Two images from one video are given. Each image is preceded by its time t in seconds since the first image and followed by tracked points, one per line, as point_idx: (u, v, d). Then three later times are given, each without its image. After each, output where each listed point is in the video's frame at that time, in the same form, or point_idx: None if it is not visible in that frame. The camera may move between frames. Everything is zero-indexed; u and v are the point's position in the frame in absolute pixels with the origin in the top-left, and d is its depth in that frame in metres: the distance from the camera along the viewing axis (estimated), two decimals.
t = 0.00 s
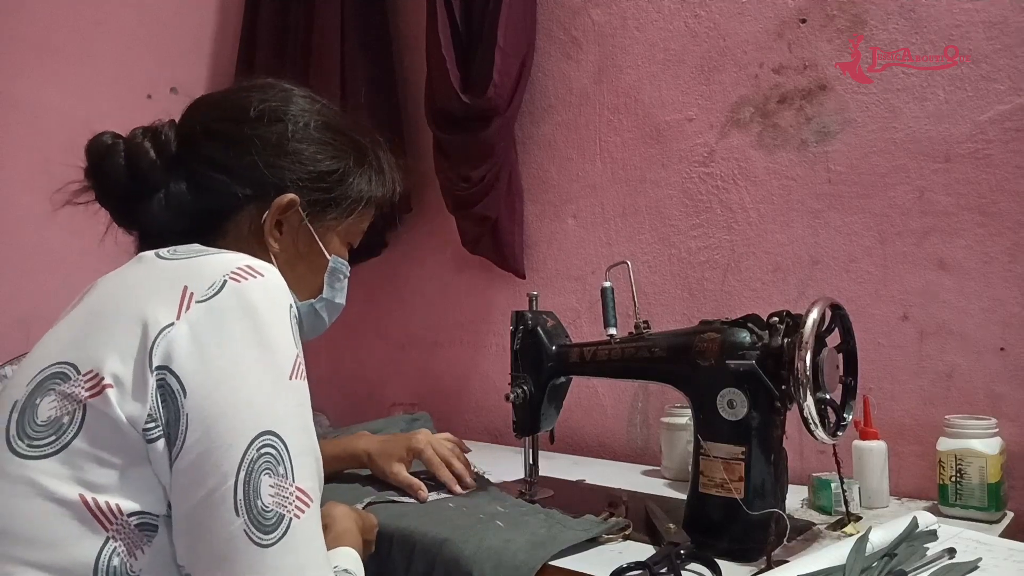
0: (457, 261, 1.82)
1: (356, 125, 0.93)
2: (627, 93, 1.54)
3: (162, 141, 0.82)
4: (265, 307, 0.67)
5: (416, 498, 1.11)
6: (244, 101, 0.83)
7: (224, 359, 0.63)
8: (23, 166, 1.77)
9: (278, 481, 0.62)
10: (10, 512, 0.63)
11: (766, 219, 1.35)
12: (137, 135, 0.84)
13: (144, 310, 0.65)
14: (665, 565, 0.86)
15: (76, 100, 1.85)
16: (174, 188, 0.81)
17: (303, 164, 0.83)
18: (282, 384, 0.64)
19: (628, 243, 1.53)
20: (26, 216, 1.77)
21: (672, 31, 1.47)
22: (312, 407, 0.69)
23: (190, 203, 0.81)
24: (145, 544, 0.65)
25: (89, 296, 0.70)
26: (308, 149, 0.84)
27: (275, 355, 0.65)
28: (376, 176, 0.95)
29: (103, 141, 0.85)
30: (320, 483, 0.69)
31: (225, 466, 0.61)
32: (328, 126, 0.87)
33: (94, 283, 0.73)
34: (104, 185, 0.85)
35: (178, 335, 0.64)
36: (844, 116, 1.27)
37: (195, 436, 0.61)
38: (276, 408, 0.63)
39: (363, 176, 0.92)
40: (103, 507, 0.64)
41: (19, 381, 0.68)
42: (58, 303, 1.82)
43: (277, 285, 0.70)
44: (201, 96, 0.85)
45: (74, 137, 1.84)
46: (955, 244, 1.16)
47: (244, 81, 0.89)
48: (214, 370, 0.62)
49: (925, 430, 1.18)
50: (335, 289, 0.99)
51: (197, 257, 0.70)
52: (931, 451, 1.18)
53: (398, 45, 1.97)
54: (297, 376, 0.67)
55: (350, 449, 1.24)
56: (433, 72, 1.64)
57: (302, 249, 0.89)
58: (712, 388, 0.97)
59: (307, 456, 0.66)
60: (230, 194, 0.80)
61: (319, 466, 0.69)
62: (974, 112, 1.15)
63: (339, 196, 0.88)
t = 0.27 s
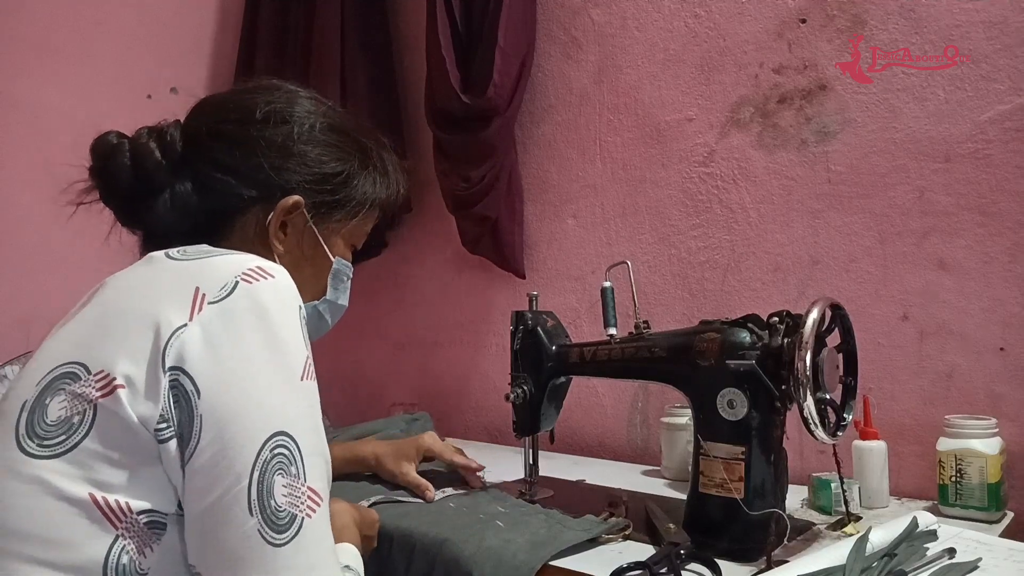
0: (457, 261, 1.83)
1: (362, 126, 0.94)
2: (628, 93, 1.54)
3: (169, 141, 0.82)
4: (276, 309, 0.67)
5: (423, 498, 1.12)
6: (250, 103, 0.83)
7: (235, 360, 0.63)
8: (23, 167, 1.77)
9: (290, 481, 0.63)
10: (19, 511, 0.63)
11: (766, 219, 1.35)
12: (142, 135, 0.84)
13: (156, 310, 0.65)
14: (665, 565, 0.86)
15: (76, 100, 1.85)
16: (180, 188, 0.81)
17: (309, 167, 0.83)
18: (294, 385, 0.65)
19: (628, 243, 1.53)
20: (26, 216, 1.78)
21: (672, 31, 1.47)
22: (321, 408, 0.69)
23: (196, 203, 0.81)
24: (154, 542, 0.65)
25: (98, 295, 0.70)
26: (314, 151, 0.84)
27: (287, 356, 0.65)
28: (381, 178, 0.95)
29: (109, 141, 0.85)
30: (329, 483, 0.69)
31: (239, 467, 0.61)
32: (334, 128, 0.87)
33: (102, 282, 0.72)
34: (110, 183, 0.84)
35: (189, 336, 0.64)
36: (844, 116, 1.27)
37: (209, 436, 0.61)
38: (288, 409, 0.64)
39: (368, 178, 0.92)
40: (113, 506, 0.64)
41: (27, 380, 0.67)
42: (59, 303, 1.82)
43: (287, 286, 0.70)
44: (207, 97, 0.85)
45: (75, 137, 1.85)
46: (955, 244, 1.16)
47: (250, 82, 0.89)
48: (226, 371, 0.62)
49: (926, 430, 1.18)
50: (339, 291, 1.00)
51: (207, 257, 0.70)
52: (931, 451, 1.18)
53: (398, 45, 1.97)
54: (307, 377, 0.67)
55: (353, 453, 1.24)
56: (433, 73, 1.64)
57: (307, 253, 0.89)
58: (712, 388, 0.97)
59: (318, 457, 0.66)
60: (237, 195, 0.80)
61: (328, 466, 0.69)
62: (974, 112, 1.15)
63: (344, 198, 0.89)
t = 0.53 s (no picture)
0: (457, 261, 1.83)
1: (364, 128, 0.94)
2: (628, 93, 1.54)
3: (173, 141, 0.82)
4: (280, 308, 0.67)
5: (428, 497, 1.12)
6: (253, 103, 0.83)
7: (240, 359, 0.63)
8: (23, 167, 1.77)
9: (295, 480, 0.63)
10: (22, 510, 0.63)
11: (766, 219, 1.35)
12: (145, 135, 0.84)
13: (160, 310, 0.65)
14: (665, 565, 0.86)
15: (76, 100, 1.85)
16: (183, 188, 0.81)
17: (311, 167, 0.84)
18: (298, 384, 0.65)
19: (628, 243, 1.53)
20: (26, 216, 1.78)
21: (672, 31, 1.47)
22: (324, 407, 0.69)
23: (198, 203, 0.80)
24: (157, 541, 0.66)
25: (102, 294, 0.69)
26: (316, 152, 0.84)
27: (291, 355, 0.65)
28: (383, 179, 0.95)
29: (112, 140, 0.85)
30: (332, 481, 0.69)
31: (244, 466, 0.61)
32: (336, 129, 0.87)
33: (105, 282, 0.72)
34: (111, 183, 0.84)
35: (194, 335, 0.64)
36: (844, 116, 1.27)
37: (213, 435, 0.61)
38: (292, 408, 0.64)
39: (371, 179, 0.92)
40: (116, 505, 0.64)
41: (30, 379, 0.67)
42: (59, 303, 1.82)
43: (291, 286, 0.70)
44: (210, 97, 0.85)
45: (75, 137, 1.85)
46: (955, 244, 1.16)
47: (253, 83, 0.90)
48: (231, 370, 0.62)
49: (926, 430, 1.18)
50: (341, 291, 1.01)
51: (212, 257, 0.70)
52: (931, 452, 1.18)
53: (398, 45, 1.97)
54: (311, 376, 0.67)
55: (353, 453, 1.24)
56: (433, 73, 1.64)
57: (309, 253, 0.89)
58: (712, 388, 0.97)
59: (321, 456, 0.66)
60: (240, 195, 0.80)
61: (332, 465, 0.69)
62: (974, 112, 1.15)
63: (346, 199, 0.89)
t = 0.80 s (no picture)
0: (457, 261, 1.83)
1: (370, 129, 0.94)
2: (628, 93, 1.54)
3: (178, 141, 0.82)
4: (284, 310, 0.67)
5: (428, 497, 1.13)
6: (259, 104, 0.83)
7: (243, 362, 0.63)
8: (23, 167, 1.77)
9: (297, 484, 0.63)
10: (23, 511, 0.63)
11: (766, 219, 1.35)
12: (151, 134, 0.83)
13: (162, 312, 0.65)
14: (665, 565, 0.86)
15: (76, 99, 1.85)
16: (189, 188, 0.81)
17: (317, 169, 0.84)
18: (300, 387, 0.65)
19: (628, 243, 1.53)
20: (26, 216, 1.77)
21: (672, 31, 1.47)
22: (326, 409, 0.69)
23: (204, 203, 0.80)
24: (157, 544, 0.65)
25: (103, 296, 0.69)
26: (322, 153, 0.84)
27: (294, 358, 0.65)
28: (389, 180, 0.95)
29: (117, 140, 0.85)
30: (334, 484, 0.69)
31: (246, 469, 0.61)
32: (343, 131, 0.87)
33: (106, 284, 0.72)
34: (116, 184, 0.84)
35: (197, 337, 0.64)
36: (844, 116, 1.27)
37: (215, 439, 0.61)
38: (295, 411, 0.64)
39: (376, 181, 0.92)
40: (117, 507, 0.64)
41: (30, 380, 0.67)
42: (59, 303, 1.82)
43: (292, 288, 0.70)
44: (216, 98, 0.85)
45: (75, 137, 1.84)
46: (955, 244, 1.16)
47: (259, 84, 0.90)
48: (234, 373, 0.62)
49: (926, 430, 1.18)
50: (344, 293, 1.00)
51: (213, 259, 0.70)
52: (931, 451, 1.18)
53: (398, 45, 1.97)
54: (313, 378, 0.67)
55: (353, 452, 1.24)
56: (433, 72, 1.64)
57: (313, 254, 0.89)
58: (712, 388, 0.97)
59: (323, 459, 0.67)
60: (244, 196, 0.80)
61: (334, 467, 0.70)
62: (974, 112, 1.15)
63: (352, 200, 0.89)
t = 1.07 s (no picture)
0: (457, 261, 1.83)
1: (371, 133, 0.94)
2: (628, 93, 1.54)
3: (182, 141, 0.82)
4: (284, 311, 0.67)
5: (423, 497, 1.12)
6: (263, 106, 0.83)
7: (242, 362, 0.63)
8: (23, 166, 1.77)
9: (296, 484, 0.63)
10: (22, 511, 0.63)
11: (766, 219, 1.35)
12: (155, 135, 0.83)
13: (162, 312, 0.65)
14: (665, 564, 0.86)
15: (76, 99, 1.85)
16: (193, 188, 0.81)
17: (320, 171, 0.84)
18: (299, 387, 0.65)
19: (628, 243, 1.53)
20: (26, 216, 1.77)
21: (672, 31, 1.47)
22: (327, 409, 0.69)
23: (208, 203, 0.80)
24: (157, 543, 0.65)
25: (103, 296, 0.70)
26: (325, 155, 0.84)
27: (294, 358, 0.65)
28: (388, 184, 0.95)
29: (121, 141, 0.85)
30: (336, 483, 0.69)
31: (245, 469, 0.61)
32: (345, 134, 0.88)
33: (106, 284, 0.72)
34: (119, 184, 0.84)
35: (197, 337, 0.64)
36: (844, 116, 1.27)
37: (215, 439, 0.61)
38: (294, 411, 0.63)
39: (377, 184, 0.92)
40: (116, 506, 0.64)
41: (30, 379, 0.67)
42: (58, 303, 1.82)
43: (292, 288, 0.70)
44: (218, 100, 0.85)
45: (75, 137, 1.84)
46: (955, 244, 1.16)
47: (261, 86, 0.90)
48: (234, 373, 0.62)
49: (926, 430, 1.18)
50: (344, 294, 1.00)
51: (213, 259, 0.70)
52: (931, 451, 1.18)
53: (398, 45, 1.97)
54: (314, 378, 0.67)
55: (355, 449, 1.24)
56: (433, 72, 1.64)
57: (317, 256, 0.89)
58: (712, 388, 0.97)
59: (324, 458, 0.66)
60: (248, 196, 0.80)
61: (335, 467, 0.69)
62: (974, 112, 1.15)
63: (353, 203, 0.89)
